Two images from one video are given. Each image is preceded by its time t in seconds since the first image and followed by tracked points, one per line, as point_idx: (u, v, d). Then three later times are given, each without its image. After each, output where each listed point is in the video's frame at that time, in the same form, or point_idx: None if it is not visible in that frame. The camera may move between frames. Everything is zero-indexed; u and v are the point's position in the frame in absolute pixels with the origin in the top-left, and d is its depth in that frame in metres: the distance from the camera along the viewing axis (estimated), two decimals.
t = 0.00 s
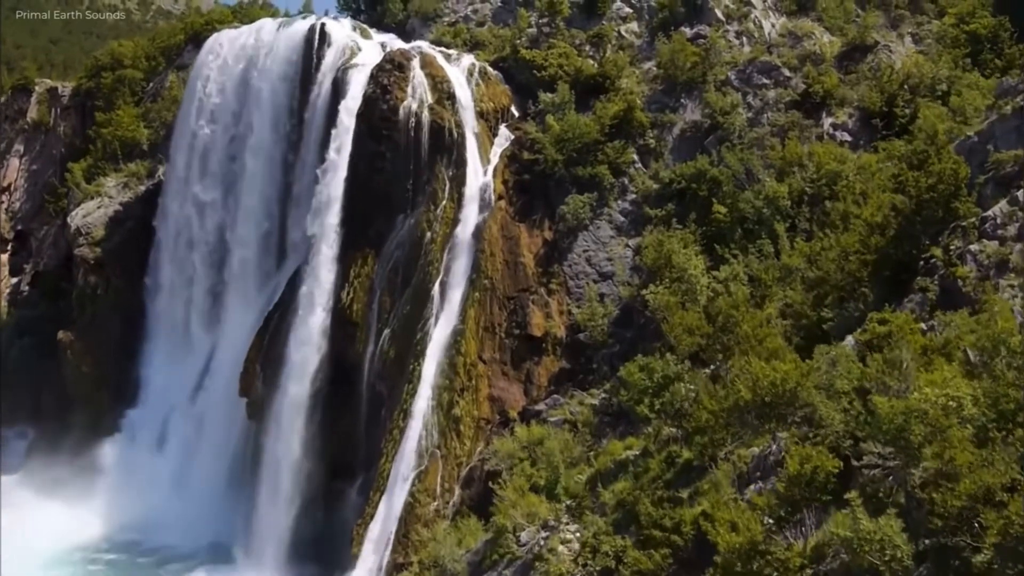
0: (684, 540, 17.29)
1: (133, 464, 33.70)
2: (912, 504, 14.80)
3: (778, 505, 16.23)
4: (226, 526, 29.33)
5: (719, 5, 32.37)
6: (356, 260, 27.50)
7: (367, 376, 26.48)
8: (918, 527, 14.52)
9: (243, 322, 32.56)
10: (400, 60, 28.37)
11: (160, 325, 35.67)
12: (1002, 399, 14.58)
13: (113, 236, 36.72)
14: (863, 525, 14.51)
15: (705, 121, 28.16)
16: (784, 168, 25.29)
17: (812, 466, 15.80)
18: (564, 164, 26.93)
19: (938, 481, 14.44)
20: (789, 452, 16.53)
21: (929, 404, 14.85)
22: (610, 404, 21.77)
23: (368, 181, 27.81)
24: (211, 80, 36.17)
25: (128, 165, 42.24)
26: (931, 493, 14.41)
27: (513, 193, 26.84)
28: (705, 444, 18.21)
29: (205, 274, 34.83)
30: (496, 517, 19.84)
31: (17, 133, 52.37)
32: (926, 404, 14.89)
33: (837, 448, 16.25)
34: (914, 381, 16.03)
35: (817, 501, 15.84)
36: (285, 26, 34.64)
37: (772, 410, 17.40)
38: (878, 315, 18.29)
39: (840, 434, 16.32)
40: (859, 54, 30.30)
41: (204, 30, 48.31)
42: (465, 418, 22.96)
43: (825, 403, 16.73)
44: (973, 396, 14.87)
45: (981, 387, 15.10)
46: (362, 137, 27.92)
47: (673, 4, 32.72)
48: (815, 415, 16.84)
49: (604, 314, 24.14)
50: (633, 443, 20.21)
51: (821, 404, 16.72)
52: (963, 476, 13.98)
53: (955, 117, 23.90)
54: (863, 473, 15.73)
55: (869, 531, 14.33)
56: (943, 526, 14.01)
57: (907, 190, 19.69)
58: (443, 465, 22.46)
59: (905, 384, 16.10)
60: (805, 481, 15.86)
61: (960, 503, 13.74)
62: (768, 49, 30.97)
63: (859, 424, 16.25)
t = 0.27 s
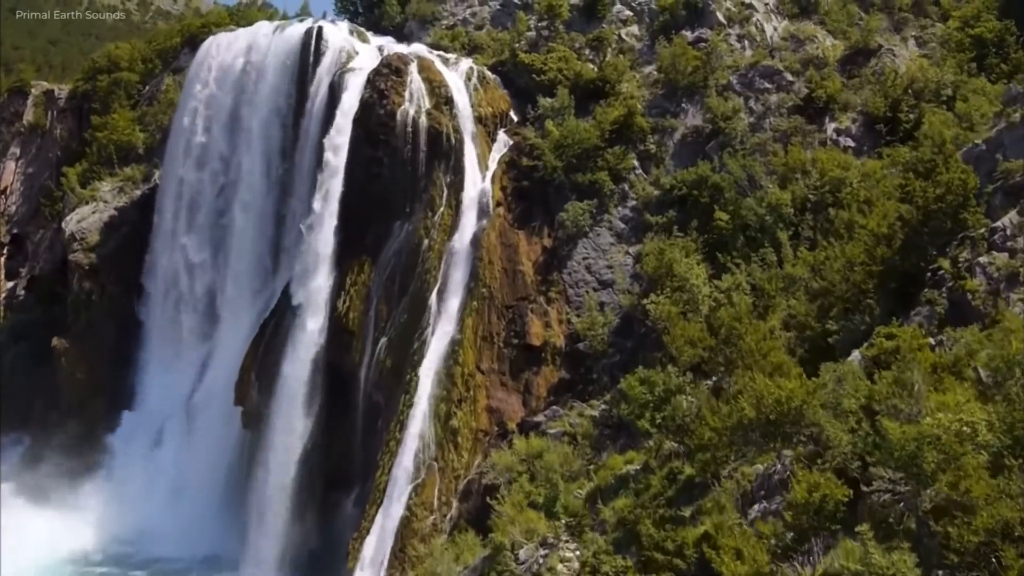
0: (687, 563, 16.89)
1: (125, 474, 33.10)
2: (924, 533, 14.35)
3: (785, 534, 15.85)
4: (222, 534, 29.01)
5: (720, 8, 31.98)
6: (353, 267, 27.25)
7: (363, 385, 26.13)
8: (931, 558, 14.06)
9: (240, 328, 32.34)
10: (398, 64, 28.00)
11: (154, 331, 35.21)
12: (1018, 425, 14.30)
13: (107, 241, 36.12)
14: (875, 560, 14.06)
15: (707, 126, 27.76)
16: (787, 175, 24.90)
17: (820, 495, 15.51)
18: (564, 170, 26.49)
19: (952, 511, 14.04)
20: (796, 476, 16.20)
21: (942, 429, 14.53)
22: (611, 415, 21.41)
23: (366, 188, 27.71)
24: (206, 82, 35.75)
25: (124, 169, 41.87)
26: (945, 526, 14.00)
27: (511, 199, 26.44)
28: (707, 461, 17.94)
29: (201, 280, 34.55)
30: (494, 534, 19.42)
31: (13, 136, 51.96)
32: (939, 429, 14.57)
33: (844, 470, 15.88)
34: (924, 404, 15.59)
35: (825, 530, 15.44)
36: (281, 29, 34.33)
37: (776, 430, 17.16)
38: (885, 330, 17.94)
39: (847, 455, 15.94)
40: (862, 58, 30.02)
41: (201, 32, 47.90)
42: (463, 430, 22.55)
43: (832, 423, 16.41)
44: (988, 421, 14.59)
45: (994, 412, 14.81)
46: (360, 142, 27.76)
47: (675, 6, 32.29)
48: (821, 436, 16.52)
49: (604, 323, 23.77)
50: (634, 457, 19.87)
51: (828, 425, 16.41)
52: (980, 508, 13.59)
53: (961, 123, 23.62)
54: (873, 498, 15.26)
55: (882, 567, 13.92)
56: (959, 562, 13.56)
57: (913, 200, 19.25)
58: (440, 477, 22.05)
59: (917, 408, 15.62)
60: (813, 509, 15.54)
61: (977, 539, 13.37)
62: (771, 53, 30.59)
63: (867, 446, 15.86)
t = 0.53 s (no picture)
0: None
1: (119, 483, 32.66)
2: (937, 562, 14.06)
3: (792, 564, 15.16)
4: (216, 546, 28.68)
5: (721, 11, 31.61)
6: (349, 274, 26.82)
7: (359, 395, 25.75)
8: None
9: (235, 335, 31.85)
10: (395, 68, 27.59)
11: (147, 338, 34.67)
12: None
13: (102, 246, 35.77)
14: None
15: (708, 131, 27.37)
16: (789, 181, 24.54)
17: (828, 524, 14.72)
18: (563, 176, 26.15)
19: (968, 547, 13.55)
20: (803, 505, 15.35)
21: (956, 457, 13.86)
22: (611, 428, 21.02)
23: (362, 194, 27.21)
24: (202, 85, 35.30)
25: (119, 173, 41.46)
26: (960, 563, 13.52)
27: (510, 206, 26.09)
28: (709, 479, 17.49)
29: (196, 285, 34.03)
30: (491, 551, 19.09)
31: (9, 139, 51.49)
32: (953, 457, 13.90)
33: (852, 493, 15.47)
34: (936, 428, 15.02)
35: (833, 562, 14.75)
36: (278, 31, 33.91)
37: (782, 450, 16.28)
38: (893, 345, 17.41)
39: (856, 478, 15.48)
40: (865, 62, 29.63)
41: (197, 34, 47.51)
42: (460, 442, 22.19)
43: (839, 445, 15.69)
44: (1004, 449, 13.97)
45: (1010, 437, 14.22)
46: (356, 147, 27.37)
47: (675, 9, 31.88)
48: (828, 457, 15.80)
49: (604, 333, 23.38)
50: (634, 473, 19.59)
51: (835, 447, 15.66)
52: (999, 544, 13.10)
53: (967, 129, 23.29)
54: (884, 527, 14.86)
55: None
56: None
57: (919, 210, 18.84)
58: (437, 490, 21.67)
59: (929, 432, 15.08)
60: (822, 540, 14.77)
61: None
62: (773, 56, 30.21)
63: (877, 469, 15.41)
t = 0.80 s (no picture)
0: None
1: (113, 495, 32.25)
2: None
3: None
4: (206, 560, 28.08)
5: (723, 16, 31.19)
6: (344, 284, 26.32)
7: (354, 407, 25.34)
8: None
9: (229, 345, 31.45)
10: (391, 74, 27.15)
11: (144, 348, 34.35)
12: None
13: (95, 253, 35.28)
14: None
15: (709, 138, 26.94)
16: (793, 190, 24.20)
17: (838, 562, 14.16)
18: (562, 185, 25.70)
19: None
20: (812, 540, 14.93)
21: (973, 494, 13.07)
22: (610, 444, 20.59)
23: (357, 203, 26.72)
24: (198, 91, 34.94)
25: (114, 179, 41.01)
26: None
27: (508, 215, 25.55)
28: (713, 502, 17.01)
29: (192, 294, 33.69)
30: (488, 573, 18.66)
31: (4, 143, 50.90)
32: (969, 495, 13.12)
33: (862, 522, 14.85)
34: (951, 461, 14.35)
35: None
36: (274, 37, 33.50)
37: (788, 475, 15.51)
38: (901, 365, 16.89)
39: (864, 507, 14.83)
40: (869, 68, 29.18)
41: (194, 38, 47.08)
42: (456, 457, 21.76)
43: (847, 472, 14.89)
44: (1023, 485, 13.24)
45: None
46: (351, 154, 26.76)
47: (676, 14, 31.44)
48: (835, 484, 15.01)
49: (604, 345, 22.90)
50: (635, 492, 19.14)
51: (842, 474, 14.86)
52: None
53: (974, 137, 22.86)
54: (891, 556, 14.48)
55: None
56: None
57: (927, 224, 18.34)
58: (433, 507, 21.23)
59: (943, 466, 14.41)
60: None
61: None
62: (775, 62, 29.79)
63: (887, 498, 14.90)
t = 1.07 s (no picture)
0: None
1: (109, 506, 31.88)
2: None
3: None
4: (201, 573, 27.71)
5: (724, 19, 30.82)
6: (340, 293, 25.92)
7: (350, 417, 24.87)
8: None
9: (224, 353, 31.02)
10: (388, 79, 26.76)
11: (139, 355, 33.95)
12: None
13: (90, 259, 34.84)
14: None
15: (710, 144, 26.55)
16: (796, 197, 23.74)
17: None
18: (561, 191, 25.32)
19: None
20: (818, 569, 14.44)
21: (989, 527, 12.77)
22: (611, 457, 20.25)
23: (354, 210, 26.30)
24: (194, 95, 34.47)
25: (109, 183, 40.62)
26: None
27: (506, 223, 25.20)
28: (717, 523, 16.69)
29: (186, 301, 33.23)
30: None
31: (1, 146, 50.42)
32: (985, 527, 12.81)
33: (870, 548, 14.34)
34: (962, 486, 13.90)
35: None
36: (270, 40, 33.06)
37: (794, 497, 15.03)
38: (910, 381, 16.54)
39: (873, 533, 14.34)
40: (872, 72, 28.82)
41: (190, 42, 46.70)
42: (453, 470, 21.35)
43: (854, 496, 14.51)
44: None
45: None
46: (347, 160, 26.47)
47: (677, 17, 31.06)
48: (842, 508, 14.60)
49: (604, 355, 22.51)
50: (635, 508, 18.81)
51: (849, 497, 14.49)
52: None
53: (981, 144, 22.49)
54: None
55: None
56: None
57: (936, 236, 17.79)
58: (429, 521, 20.89)
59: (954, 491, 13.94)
60: None
61: None
62: (777, 66, 29.42)
63: (897, 525, 14.39)
